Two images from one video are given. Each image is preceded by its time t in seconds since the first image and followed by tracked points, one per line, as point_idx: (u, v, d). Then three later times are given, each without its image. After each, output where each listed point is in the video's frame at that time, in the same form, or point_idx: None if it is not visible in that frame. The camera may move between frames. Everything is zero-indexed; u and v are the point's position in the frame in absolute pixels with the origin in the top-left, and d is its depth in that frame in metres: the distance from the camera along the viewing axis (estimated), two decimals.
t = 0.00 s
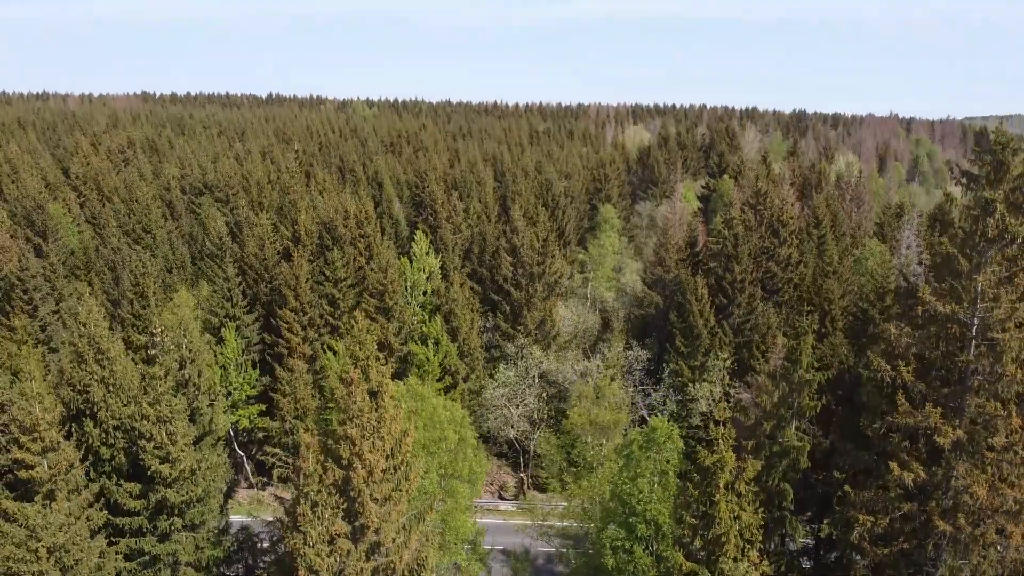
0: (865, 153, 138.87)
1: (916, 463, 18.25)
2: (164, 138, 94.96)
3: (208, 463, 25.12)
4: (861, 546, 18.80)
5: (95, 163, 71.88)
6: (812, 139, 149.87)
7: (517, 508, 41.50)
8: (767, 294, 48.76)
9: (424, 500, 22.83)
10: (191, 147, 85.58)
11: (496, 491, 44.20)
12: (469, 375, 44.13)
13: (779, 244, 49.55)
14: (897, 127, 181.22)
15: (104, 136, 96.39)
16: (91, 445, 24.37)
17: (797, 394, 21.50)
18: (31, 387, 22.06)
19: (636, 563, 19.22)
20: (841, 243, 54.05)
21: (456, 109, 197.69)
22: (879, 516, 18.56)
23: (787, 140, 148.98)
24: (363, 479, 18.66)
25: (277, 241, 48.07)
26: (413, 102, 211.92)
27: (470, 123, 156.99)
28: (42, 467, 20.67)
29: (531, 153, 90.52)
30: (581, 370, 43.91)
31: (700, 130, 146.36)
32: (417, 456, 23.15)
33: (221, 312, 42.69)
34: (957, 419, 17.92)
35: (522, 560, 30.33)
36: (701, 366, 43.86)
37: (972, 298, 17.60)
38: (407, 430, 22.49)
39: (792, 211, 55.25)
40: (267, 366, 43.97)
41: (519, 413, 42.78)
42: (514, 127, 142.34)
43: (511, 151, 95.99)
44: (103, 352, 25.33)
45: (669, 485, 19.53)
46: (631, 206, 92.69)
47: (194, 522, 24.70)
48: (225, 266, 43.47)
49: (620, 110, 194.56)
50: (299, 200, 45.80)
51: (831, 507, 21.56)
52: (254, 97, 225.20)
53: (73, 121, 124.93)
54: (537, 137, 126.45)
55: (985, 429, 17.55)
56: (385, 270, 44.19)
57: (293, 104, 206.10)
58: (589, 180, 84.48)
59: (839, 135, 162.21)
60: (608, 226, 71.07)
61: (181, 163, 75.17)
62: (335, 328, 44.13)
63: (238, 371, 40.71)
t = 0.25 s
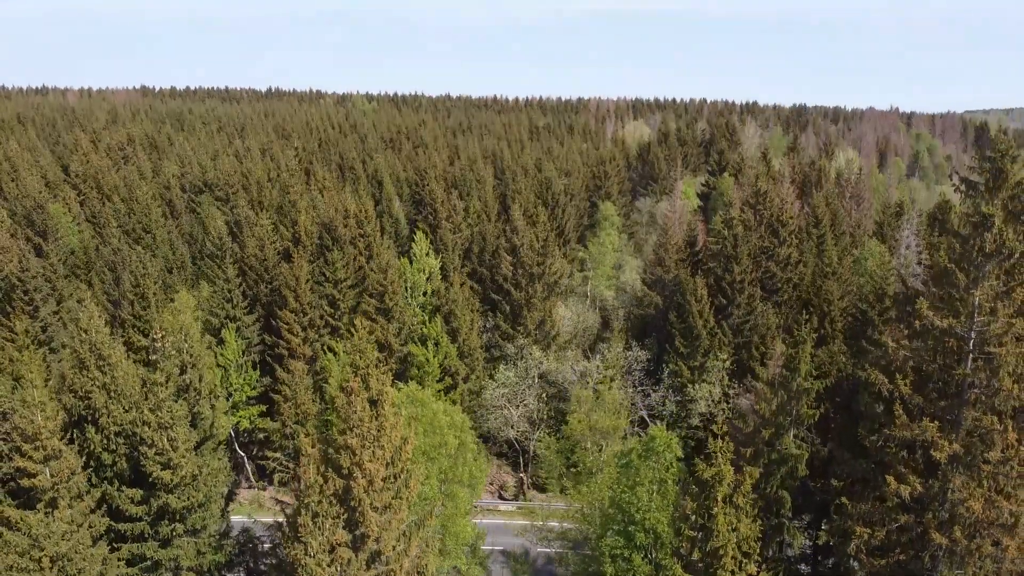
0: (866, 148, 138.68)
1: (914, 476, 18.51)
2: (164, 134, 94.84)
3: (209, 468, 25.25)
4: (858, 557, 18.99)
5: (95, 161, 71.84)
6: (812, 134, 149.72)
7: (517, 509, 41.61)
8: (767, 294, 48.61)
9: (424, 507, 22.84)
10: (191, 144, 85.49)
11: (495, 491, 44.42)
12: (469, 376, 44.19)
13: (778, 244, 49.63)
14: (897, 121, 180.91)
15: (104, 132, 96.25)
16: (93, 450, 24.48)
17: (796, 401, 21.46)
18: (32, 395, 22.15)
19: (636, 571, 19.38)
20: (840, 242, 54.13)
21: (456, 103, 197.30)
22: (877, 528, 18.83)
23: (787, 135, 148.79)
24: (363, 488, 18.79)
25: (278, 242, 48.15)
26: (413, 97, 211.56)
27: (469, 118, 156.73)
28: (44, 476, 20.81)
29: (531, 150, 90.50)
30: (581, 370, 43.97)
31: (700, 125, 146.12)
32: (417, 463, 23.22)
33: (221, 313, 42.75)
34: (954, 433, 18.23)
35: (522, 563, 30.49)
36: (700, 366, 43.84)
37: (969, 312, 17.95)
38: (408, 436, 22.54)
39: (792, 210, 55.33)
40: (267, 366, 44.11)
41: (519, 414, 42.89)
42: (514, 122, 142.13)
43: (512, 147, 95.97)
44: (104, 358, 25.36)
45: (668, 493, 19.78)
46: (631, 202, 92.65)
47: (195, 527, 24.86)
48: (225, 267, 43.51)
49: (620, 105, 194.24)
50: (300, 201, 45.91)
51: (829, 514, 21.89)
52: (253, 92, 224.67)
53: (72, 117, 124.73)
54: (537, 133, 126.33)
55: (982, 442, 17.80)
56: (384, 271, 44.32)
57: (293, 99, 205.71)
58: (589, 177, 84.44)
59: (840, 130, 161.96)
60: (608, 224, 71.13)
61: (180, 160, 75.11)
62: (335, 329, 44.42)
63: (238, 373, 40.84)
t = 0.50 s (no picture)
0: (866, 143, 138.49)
1: (910, 489, 18.80)
2: (164, 131, 94.77)
3: (208, 474, 25.41)
4: (854, 568, 19.30)
5: (94, 158, 71.81)
6: (813, 129, 149.48)
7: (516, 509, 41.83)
8: (766, 294, 48.94)
9: (424, 516, 22.88)
10: (190, 141, 85.41)
11: (495, 491, 44.71)
12: (469, 376, 44.33)
13: (778, 244, 49.75)
14: (898, 115, 180.54)
15: (103, 128, 96.11)
16: (94, 457, 24.54)
17: (794, 410, 21.56)
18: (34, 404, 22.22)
19: None
20: (839, 242, 54.25)
21: (456, 97, 196.82)
22: (873, 540, 19.11)
23: (787, 130, 148.49)
24: (364, 498, 18.97)
25: (278, 243, 48.20)
26: (412, 91, 211.02)
27: (469, 113, 156.41)
28: (47, 486, 20.91)
29: (531, 147, 90.40)
30: (580, 371, 44.07)
31: (700, 120, 145.83)
32: (416, 471, 23.30)
33: (222, 315, 42.84)
34: (950, 449, 18.54)
35: (521, 565, 30.78)
36: (699, 367, 43.92)
37: (966, 328, 18.27)
38: (408, 444, 22.61)
39: (791, 210, 55.42)
40: (268, 367, 44.25)
41: (519, 414, 43.04)
42: (513, 117, 141.89)
43: (511, 144, 95.87)
44: (105, 365, 25.37)
45: (667, 504, 20.06)
46: (631, 199, 92.62)
47: (197, 532, 25.07)
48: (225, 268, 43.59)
49: (620, 99, 193.77)
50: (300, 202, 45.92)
51: (825, 521, 22.21)
52: (253, 85, 224.13)
53: (72, 112, 124.49)
54: (537, 128, 126.10)
55: (978, 457, 18.05)
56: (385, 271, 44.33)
57: (292, 93, 205.20)
58: (588, 173, 84.42)
59: (840, 124, 161.65)
60: (608, 221, 71.16)
61: (180, 158, 75.03)
62: (335, 329, 44.70)
63: (239, 374, 40.97)
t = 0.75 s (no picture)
0: (865, 139, 138.42)
1: (907, 502, 18.96)
2: (164, 128, 94.77)
3: (209, 480, 25.55)
4: None
5: (94, 157, 71.87)
6: (813, 125, 149.39)
7: (515, 510, 42.02)
8: (765, 295, 49.06)
9: (424, 523, 22.99)
10: (190, 139, 85.36)
11: (495, 491, 44.90)
12: (469, 377, 44.44)
13: (777, 245, 49.85)
14: (898, 110, 180.33)
15: (103, 126, 96.09)
16: (96, 463, 24.73)
17: (793, 420, 21.70)
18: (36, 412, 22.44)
19: None
20: (838, 242, 54.32)
21: (456, 92, 196.62)
22: (870, 552, 19.28)
23: (788, 126, 148.39)
24: (364, 508, 19.11)
25: (278, 245, 48.29)
26: (412, 86, 210.74)
27: (469, 109, 156.19)
28: (49, 495, 21.18)
29: (531, 145, 90.39)
30: (579, 373, 44.12)
31: (700, 115, 145.64)
32: (416, 479, 23.38)
33: (222, 317, 42.94)
34: (946, 463, 18.67)
35: (521, 568, 30.98)
36: (698, 368, 44.02)
37: (963, 342, 18.41)
38: (408, 452, 22.71)
39: (791, 210, 55.50)
40: (268, 368, 44.40)
41: (519, 416, 43.12)
42: (513, 113, 141.73)
43: (511, 141, 95.82)
44: (106, 372, 25.51)
45: (665, 513, 20.59)
46: (631, 197, 92.69)
47: (198, 539, 25.23)
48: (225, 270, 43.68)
49: (620, 94, 193.51)
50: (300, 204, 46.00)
51: (823, 529, 22.39)
52: (252, 81, 223.74)
53: (72, 108, 124.46)
54: (537, 125, 126.03)
55: (974, 471, 18.19)
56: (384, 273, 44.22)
57: (292, 88, 204.96)
58: (588, 171, 84.42)
59: (841, 120, 161.45)
60: (608, 219, 71.21)
61: (179, 156, 75.03)
62: (334, 330, 44.81)
63: (239, 375, 41.09)
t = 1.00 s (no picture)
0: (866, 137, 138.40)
1: (904, 520, 19.19)
2: (163, 128, 94.72)
3: (209, 490, 25.70)
4: None
5: (94, 158, 71.87)
6: (813, 123, 149.28)
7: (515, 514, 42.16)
8: (764, 298, 49.21)
9: (424, 534, 23.12)
10: (190, 139, 85.31)
11: (495, 495, 45.09)
12: (469, 382, 44.55)
13: (776, 248, 49.97)
14: (897, 107, 180.19)
15: (102, 125, 95.99)
16: (98, 474, 24.90)
17: (791, 434, 21.85)
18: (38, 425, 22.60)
19: None
20: (838, 245, 54.43)
21: (455, 90, 196.54)
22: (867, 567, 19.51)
23: (788, 124, 148.28)
24: (365, 522, 19.25)
25: (279, 249, 48.37)
26: (412, 84, 210.48)
27: (468, 106, 156.12)
28: (51, 507, 21.57)
29: (531, 145, 90.37)
30: (579, 377, 44.21)
31: (700, 113, 145.48)
32: (416, 490, 23.50)
33: (223, 321, 43.03)
34: (943, 482, 18.91)
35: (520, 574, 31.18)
36: (698, 372, 44.15)
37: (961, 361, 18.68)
38: (409, 464, 22.80)
39: (790, 213, 55.62)
40: (268, 372, 44.52)
41: (519, 420, 43.16)
42: (513, 111, 141.66)
43: (511, 141, 95.79)
44: (107, 382, 25.61)
45: (664, 527, 21.00)
46: (631, 196, 92.76)
47: (199, 548, 25.40)
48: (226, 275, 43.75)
49: (620, 92, 193.29)
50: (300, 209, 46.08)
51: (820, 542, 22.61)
52: (251, 77, 223.50)
53: (71, 107, 124.21)
54: (537, 124, 125.98)
55: (970, 489, 18.42)
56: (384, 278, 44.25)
57: (291, 86, 204.69)
58: (588, 171, 84.44)
59: (841, 118, 161.29)
60: (608, 220, 71.25)
61: (179, 157, 75.00)
62: (334, 335, 44.87)
63: (240, 380, 41.20)
